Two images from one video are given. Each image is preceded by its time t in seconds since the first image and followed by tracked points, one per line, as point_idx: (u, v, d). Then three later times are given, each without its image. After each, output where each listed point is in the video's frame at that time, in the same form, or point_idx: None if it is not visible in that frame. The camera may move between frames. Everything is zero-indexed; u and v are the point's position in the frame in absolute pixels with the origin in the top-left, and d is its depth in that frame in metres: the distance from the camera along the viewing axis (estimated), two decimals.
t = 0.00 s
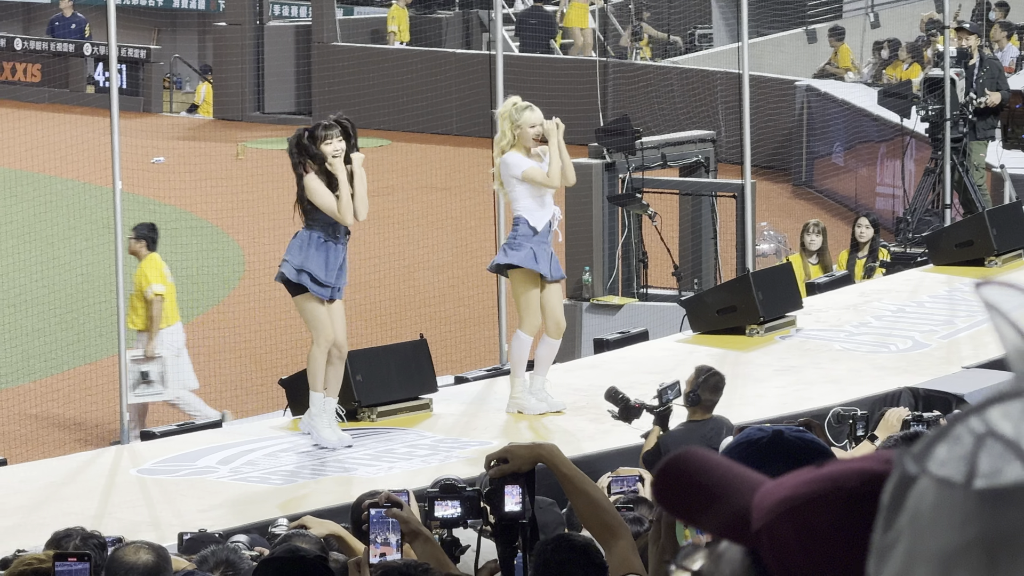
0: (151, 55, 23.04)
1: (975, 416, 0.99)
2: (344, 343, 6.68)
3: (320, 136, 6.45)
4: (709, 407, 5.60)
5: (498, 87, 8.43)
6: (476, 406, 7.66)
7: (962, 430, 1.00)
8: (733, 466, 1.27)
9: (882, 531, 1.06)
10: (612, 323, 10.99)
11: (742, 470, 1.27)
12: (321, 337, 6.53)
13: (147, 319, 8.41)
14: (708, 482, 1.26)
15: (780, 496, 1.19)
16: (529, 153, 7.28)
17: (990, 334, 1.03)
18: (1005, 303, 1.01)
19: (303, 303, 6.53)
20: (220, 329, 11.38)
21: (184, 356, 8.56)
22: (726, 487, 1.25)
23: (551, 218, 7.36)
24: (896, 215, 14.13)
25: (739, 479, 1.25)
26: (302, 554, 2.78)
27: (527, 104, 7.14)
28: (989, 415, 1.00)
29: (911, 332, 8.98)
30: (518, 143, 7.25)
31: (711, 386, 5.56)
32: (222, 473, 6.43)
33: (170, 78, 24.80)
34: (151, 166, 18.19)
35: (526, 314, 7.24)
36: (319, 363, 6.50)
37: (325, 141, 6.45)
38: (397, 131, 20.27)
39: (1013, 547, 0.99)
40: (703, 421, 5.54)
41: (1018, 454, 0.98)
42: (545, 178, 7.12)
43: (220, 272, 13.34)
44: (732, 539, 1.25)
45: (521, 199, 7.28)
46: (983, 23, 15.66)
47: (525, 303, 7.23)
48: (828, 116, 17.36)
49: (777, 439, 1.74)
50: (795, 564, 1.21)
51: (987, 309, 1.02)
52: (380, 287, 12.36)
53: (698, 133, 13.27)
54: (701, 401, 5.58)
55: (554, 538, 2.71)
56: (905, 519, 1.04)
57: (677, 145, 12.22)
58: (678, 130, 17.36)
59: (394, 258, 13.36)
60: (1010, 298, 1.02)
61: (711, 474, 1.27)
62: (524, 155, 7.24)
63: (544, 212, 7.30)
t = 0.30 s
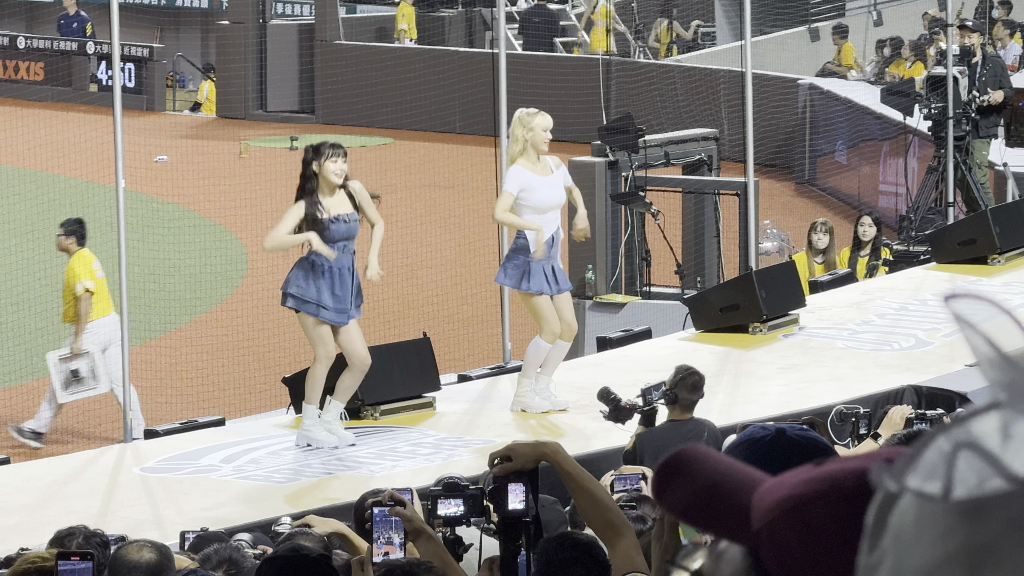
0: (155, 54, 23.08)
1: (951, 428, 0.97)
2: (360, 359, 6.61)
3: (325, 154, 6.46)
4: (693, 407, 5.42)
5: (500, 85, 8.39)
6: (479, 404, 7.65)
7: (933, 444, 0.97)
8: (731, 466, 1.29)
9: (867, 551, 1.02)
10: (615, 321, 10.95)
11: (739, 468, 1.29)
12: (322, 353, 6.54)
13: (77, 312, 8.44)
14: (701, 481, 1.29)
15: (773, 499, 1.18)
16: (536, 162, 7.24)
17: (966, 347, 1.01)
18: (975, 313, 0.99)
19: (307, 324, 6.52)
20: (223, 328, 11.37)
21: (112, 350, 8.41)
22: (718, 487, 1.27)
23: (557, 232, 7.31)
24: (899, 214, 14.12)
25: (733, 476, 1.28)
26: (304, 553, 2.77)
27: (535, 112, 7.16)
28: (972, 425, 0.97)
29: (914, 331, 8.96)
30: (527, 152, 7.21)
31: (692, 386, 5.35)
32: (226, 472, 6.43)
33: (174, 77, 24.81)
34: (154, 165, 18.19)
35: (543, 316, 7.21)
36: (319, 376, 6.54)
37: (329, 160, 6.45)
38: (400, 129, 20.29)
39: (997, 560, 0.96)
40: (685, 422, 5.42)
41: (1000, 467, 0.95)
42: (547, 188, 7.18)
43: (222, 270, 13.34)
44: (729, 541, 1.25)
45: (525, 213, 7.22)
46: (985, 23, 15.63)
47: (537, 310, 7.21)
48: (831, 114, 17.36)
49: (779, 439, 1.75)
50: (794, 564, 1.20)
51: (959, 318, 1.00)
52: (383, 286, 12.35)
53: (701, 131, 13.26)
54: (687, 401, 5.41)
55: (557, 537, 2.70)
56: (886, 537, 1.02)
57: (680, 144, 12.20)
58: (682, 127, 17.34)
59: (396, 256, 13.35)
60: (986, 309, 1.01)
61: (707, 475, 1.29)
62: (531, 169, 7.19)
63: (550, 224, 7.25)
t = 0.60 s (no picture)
0: (157, 52, 23.10)
1: (952, 429, 0.95)
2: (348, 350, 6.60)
3: (326, 145, 6.47)
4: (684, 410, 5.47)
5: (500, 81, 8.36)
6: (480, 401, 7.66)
7: (933, 441, 0.95)
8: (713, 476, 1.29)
9: (871, 556, 1.00)
10: (617, 318, 10.93)
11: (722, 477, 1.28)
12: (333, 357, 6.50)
13: None
14: (686, 491, 1.28)
15: (759, 496, 1.18)
16: (538, 162, 7.26)
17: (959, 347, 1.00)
18: (970, 311, 0.98)
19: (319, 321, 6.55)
20: (224, 325, 11.38)
21: (32, 344, 8.32)
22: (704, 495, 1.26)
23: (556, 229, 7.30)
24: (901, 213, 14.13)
25: (717, 485, 1.27)
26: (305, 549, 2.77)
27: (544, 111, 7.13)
28: (974, 426, 0.96)
29: (916, 328, 8.95)
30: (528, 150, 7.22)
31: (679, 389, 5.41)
32: (227, 469, 6.43)
33: (175, 74, 24.85)
34: (155, 162, 18.21)
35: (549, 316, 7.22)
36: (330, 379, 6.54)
37: (329, 151, 6.46)
38: (401, 127, 20.31)
39: (996, 560, 0.94)
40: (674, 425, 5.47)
41: (997, 469, 0.94)
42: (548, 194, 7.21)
43: (223, 267, 13.33)
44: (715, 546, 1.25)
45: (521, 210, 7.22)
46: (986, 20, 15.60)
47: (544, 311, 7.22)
48: (832, 111, 17.34)
49: (781, 434, 1.75)
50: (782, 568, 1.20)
51: (954, 319, 0.99)
52: (384, 283, 12.36)
53: (702, 129, 13.27)
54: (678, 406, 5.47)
55: (558, 535, 2.70)
56: (889, 542, 0.99)
57: (682, 141, 12.21)
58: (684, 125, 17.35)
59: (397, 254, 13.36)
60: (981, 309, 1.00)
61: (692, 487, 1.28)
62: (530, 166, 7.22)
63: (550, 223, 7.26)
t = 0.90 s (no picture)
0: (156, 50, 23.06)
1: (959, 425, 1.05)
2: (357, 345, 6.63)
3: (321, 139, 6.48)
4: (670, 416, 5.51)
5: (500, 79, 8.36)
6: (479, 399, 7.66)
7: (942, 437, 1.05)
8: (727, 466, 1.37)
9: (886, 537, 1.11)
10: (618, 317, 10.98)
11: (736, 466, 1.36)
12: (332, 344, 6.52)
13: None
14: (703, 484, 1.36)
15: (763, 495, 1.25)
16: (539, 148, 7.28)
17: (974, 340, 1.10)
18: (985, 307, 1.08)
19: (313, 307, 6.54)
20: (224, 323, 11.37)
21: None
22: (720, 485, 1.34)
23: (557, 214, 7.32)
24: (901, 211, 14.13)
25: (729, 476, 1.35)
26: (304, 548, 2.77)
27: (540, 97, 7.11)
28: (982, 421, 1.06)
29: (915, 327, 8.96)
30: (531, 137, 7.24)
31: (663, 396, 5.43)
32: (227, 468, 6.44)
33: (174, 73, 24.78)
34: (155, 161, 18.18)
35: (535, 306, 7.26)
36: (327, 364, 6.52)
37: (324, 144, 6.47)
38: (401, 126, 20.28)
39: (1000, 553, 1.03)
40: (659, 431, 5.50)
41: (1002, 465, 1.03)
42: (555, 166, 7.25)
43: (223, 266, 13.33)
44: (724, 536, 1.32)
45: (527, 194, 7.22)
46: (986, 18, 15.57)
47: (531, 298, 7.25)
48: (832, 110, 17.32)
49: (783, 434, 1.76)
50: (786, 566, 1.25)
51: (968, 312, 1.09)
52: (383, 282, 12.35)
53: (701, 127, 13.23)
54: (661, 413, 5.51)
55: (557, 533, 2.70)
56: (902, 527, 1.10)
57: (681, 139, 12.19)
58: (683, 123, 17.32)
59: (397, 252, 13.35)
60: (998, 303, 1.10)
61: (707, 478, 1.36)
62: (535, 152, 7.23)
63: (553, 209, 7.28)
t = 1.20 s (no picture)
0: (155, 48, 23.07)
1: (970, 418, 1.05)
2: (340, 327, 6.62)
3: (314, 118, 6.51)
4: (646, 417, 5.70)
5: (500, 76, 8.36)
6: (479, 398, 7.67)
7: (952, 431, 1.05)
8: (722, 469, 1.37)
9: (903, 524, 1.11)
10: (616, 316, 10.96)
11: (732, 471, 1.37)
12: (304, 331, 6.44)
13: None
14: (702, 491, 1.36)
15: (758, 499, 1.25)
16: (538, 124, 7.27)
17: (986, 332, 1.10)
18: (1002, 297, 1.08)
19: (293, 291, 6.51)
20: (223, 322, 11.38)
21: None
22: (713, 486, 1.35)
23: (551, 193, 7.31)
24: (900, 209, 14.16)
25: (724, 481, 1.36)
26: (304, 547, 2.77)
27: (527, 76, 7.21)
28: (993, 415, 1.05)
29: (915, 325, 8.96)
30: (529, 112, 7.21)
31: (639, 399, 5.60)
32: (226, 467, 6.43)
33: (173, 72, 24.77)
34: (154, 160, 18.18)
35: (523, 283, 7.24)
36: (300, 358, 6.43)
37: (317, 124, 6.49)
38: (400, 124, 20.28)
39: (1010, 546, 1.03)
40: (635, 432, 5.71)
41: (1009, 461, 1.03)
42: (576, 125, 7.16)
43: (222, 265, 13.34)
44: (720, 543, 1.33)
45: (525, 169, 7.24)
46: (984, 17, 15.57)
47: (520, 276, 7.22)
48: (831, 109, 17.32)
49: (784, 432, 1.76)
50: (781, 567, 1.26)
51: (984, 306, 1.09)
52: (382, 281, 12.35)
53: (701, 126, 13.21)
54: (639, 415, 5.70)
55: (557, 533, 2.70)
56: (916, 516, 1.10)
57: (680, 138, 12.16)
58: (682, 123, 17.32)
59: (396, 251, 13.36)
60: (1010, 297, 1.10)
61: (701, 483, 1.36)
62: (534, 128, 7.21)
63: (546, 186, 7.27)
